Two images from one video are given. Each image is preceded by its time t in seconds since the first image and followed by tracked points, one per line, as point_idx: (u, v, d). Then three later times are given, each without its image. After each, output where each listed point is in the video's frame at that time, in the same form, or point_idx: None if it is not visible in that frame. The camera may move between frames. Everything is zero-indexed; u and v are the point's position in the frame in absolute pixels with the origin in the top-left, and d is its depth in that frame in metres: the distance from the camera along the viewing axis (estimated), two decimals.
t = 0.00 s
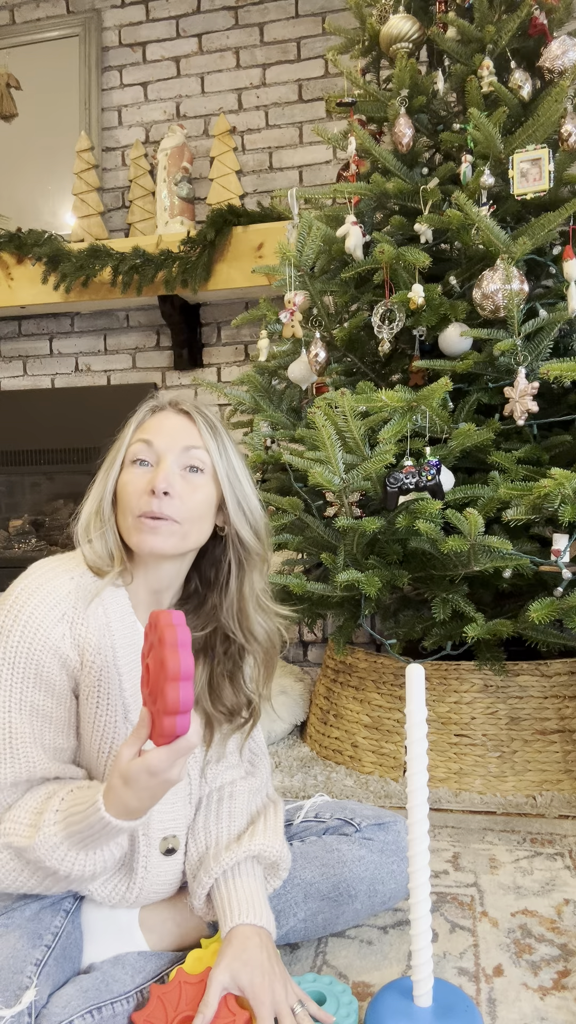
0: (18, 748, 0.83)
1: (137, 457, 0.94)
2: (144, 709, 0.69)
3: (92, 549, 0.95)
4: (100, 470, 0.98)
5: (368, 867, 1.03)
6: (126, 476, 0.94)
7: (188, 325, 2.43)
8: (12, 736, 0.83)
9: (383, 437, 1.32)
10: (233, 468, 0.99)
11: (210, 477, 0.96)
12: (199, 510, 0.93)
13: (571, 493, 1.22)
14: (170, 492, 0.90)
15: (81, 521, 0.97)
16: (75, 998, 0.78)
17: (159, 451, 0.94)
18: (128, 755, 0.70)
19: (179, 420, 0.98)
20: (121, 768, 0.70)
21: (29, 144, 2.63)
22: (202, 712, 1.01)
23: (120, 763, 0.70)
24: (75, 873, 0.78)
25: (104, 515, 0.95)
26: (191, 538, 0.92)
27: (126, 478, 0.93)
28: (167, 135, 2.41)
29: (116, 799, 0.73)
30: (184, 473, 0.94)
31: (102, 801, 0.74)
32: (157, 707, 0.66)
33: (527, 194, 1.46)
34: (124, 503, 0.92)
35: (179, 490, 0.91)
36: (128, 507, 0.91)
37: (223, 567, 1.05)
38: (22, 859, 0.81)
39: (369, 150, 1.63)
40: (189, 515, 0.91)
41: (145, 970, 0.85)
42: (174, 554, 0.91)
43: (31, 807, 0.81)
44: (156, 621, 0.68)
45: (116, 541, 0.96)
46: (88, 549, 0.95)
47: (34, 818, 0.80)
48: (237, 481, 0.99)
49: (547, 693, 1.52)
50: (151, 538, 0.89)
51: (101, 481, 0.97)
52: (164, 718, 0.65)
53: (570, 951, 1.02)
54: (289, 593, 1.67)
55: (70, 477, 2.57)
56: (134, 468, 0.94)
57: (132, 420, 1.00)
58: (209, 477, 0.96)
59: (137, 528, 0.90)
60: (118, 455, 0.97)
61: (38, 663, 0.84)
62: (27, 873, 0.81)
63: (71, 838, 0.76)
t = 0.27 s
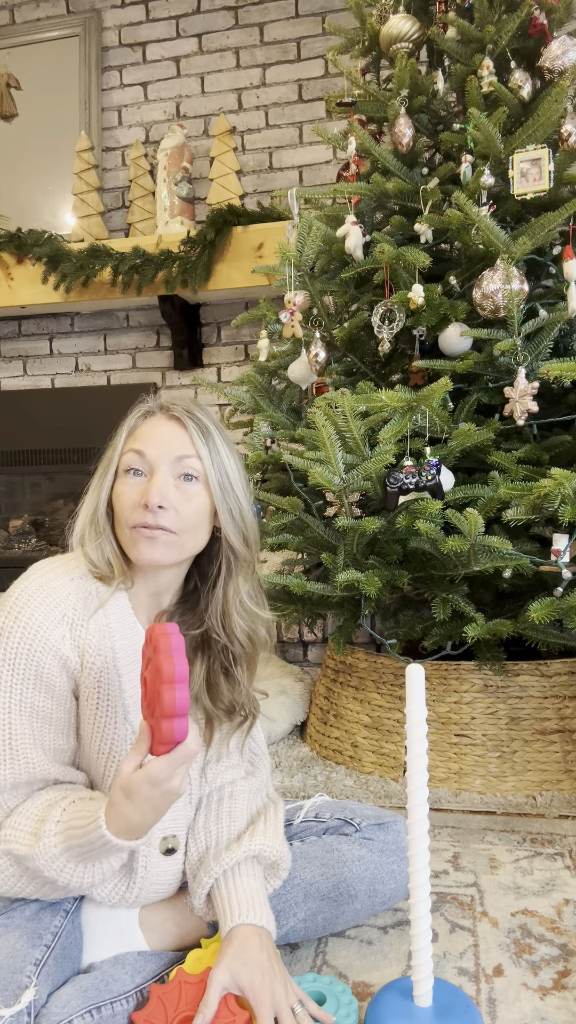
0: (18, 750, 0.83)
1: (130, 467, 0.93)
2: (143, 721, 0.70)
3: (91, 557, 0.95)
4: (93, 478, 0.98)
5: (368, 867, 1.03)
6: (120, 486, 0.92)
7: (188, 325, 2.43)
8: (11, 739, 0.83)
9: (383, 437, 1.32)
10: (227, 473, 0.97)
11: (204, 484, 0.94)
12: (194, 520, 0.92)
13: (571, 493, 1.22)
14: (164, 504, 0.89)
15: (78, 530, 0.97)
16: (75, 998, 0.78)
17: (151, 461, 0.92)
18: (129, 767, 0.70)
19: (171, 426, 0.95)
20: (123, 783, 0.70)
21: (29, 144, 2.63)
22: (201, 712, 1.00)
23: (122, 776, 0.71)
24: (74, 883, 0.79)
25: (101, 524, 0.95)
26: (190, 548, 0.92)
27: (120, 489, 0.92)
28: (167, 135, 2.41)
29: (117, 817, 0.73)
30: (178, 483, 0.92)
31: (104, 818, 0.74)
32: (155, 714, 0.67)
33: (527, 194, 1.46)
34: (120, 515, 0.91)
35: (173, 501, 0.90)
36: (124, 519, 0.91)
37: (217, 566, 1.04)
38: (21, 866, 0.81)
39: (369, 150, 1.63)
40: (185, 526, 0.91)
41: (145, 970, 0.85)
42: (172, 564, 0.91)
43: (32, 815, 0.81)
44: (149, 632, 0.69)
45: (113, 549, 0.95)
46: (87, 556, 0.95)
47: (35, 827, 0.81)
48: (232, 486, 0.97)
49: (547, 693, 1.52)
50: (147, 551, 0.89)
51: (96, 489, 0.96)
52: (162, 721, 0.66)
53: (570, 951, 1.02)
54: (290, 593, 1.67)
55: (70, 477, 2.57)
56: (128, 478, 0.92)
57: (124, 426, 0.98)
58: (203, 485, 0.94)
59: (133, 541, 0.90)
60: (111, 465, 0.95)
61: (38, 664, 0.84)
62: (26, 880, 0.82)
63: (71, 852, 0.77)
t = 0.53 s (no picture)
0: (18, 752, 0.83)
1: (128, 471, 0.93)
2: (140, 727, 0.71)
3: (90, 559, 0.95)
4: (91, 481, 0.97)
5: (368, 867, 1.03)
6: (119, 491, 0.92)
7: (188, 325, 2.43)
8: (11, 740, 0.83)
9: (383, 437, 1.32)
10: (224, 474, 0.96)
11: (202, 487, 0.94)
12: (193, 522, 0.92)
13: (571, 493, 1.22)
14: (162, 508, 0.89)
15: (77, 535, 0.97)
16: (75, 997, 0.78)
17: (149, 464, 0.92)
18: (128, 775, 0.71)
19: (167, 429, 0.95)
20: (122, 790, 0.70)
21: (29, 144, 2.63)
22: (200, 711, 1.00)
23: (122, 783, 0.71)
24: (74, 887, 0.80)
25: (99, 528, 0.95)
26: (189, 550, 0.93)
27: (119, 493, 0.92)
28: (167, 135, 2.41)
29: (118, 828, 0.73)
30: (176, 486, 0.92)
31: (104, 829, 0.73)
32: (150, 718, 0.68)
33: (527, 194, 1.46)
34: (118, 519, 0.91)
35: (171, 504, 0.90)
36: (122, 523, 0.91)
37: (218, 566, 1.04)
38: (21, 870, 0.81)
39: (369, 150, 1.63)
40: (183, 530, 0.91)
41: (145, 970, 0.85)
42: (172, 567, 0.92)
43: (32, 819, 0.81)
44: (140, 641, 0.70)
45: (112, 552, 0.95)
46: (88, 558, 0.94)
47: (36, 832, 0.81)
48: (230, 487, 0.97)
49: (547, 693, 1.52)
50: (146, 556, 0.89)
51: (93, 493, 0.96)
52: (158, 725, 0.67)
53: (570, 951, 1.02)
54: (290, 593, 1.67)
55: (70, 477, 2.57)
56: (126, 482, 0.92)
57: (121, 428, 0.98)
58: (201, 488, 0.94)
59: (132, 546, 0.90)
60: (108, 469, 0.95)
61: (38, 664, 0.84)
62: (26, 883, 0.82)
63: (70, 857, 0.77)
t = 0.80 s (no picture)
0: (18, 754, 0.83)
1: (132, 471, 0.92)
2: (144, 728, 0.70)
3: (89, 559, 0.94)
4: (92, 481, 0.97)
5: (368, 867, 1.03)
6: (123, 490, 0.92)
7: (188, 325, 2.43)
8: (11, 742, 0.83)
9: (383, 437, 1.32)
10: (226, 474, 0.97)
11: (205, 486, 0.94)
12: (198, 520, 0.92)
13: (571, 493, 1.22)
14: (169, 506, 0.89)
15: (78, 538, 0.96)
16: (75, 997, 0.78)
17: (154, 463, 0.92)
18: (131, 780, 0.71)
19: (171, 428, 0.95)
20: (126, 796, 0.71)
21: (29, 144, 2.63)
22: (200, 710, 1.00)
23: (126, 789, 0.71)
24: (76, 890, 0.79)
25: (102, 529, 0.94)
26: (194, 548, 0.93)
27: (123, 493, 0.92)
28: (167, 135, 2.41)
29: (119, 830, 0.73)
30: (181, 485, 0.92)
31: (105, 832, 0.74)
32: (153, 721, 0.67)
33: (527, 194, 1.46)
34: (123, 518, 0.91)
35: (178, 503, 0.90)
36: (127, 522, 0.91)
37: (218, 564, 1.04)
38: (22, 871, 0.81)
39: (369, 150, 1.63)
40: (190, 528, 0.91)
41: (145, 970, 0.85)
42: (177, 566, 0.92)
43: (33, 821, 0.81)
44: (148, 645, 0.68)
45: (114, 553, 0.95)
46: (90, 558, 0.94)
47: (36, 834, 0.81)
48: (232, 487, 0.97)
49: (547, 693, 1.52)
50: (153, 554, 0.89)
51: (95, 494, 0.95)
52: (162, 731, 0.66)
53: (570, 951, 1.02)
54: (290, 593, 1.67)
55: (70, 477, 2.56)
56: (130, 482, 0.92)
57: (122, 427, 0.97)
58: (204, 487, 0.94)
59: (139, 545, 0.90)
60: (110, 468, 0.95)
61: (37, 665, 0.84)
62: (27, 884, 0.82)
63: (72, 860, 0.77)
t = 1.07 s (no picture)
0: (17, 755, 0.83)
1: (134, 468, 0.92)
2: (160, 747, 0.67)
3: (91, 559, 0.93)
4: (91, 480, 0.95)
5: (368, 867, 1.03)
6: (124, 490, 0.91)
7: (188, 325, 2.43)
8: (11, 743, 0.83)
9: (383, 437, 1.32)
10: (227, 468, 0.97)
11: (208, 481, 0.95)
12: (202, 517, 0.93)
13: (571, 493, 1.22)
14: (175, 503, 0.89)
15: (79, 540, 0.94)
16: (75, 998, 0.78)
17: (156, 461, 0.92)
18: (139, 795, 0.71)
19: (171, 425, 0.95)
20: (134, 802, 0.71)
21: (29, 144, 2.63)
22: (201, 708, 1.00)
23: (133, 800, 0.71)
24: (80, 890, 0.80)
25: (106, 531, 0.93)
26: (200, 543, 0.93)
27: (125, 492, 0.91)
28: (167, 135, 2.41)
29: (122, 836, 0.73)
30: (185, 482, 0.92)
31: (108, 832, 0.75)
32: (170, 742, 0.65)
33: (527, 194, 1.46)
34: (126, 518, 0.91)
35: (183, 500, 0.90)
36: (131, 521, 0.90)
37: (218, 562, 1.04)
38: (23, 873, 0.81)
39: (369, 150, 1.63)
40: (195, 524, 0.91)
41: (145, 970, 0.85)
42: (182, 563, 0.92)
43: (35, 823, 0.82)
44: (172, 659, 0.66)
45: (120, 558, 0.94)
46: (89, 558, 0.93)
47: (38, 836, 0.81)
48: (233, 480, 0.98)
49: (547, 693, 1.52)
50: (161, 551, 0.89)
51: (96, 495, 0.93)
52: (176, 771, 0.64)
53: (570, 951, 1.02)
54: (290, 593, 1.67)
55: (70, 477, 2.57)
56: (132, 480, 0.91)
57: (120, 425, 0.96)
58: (208, 481, 0.95)
59: (144, 544, 0.90)
60: (111, 465, 0.93)
61: (36, 667, 0.84)
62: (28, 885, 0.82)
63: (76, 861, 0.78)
